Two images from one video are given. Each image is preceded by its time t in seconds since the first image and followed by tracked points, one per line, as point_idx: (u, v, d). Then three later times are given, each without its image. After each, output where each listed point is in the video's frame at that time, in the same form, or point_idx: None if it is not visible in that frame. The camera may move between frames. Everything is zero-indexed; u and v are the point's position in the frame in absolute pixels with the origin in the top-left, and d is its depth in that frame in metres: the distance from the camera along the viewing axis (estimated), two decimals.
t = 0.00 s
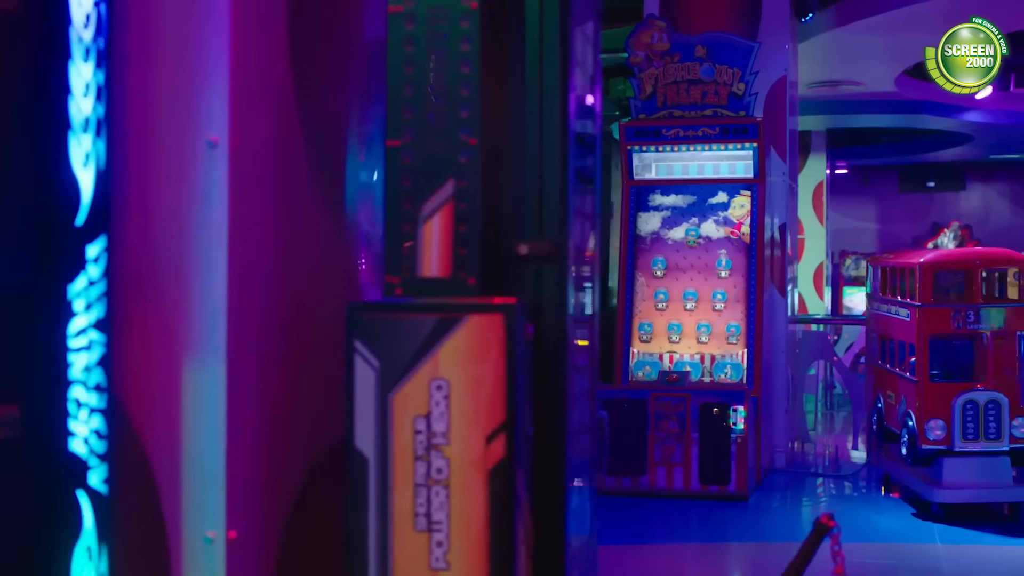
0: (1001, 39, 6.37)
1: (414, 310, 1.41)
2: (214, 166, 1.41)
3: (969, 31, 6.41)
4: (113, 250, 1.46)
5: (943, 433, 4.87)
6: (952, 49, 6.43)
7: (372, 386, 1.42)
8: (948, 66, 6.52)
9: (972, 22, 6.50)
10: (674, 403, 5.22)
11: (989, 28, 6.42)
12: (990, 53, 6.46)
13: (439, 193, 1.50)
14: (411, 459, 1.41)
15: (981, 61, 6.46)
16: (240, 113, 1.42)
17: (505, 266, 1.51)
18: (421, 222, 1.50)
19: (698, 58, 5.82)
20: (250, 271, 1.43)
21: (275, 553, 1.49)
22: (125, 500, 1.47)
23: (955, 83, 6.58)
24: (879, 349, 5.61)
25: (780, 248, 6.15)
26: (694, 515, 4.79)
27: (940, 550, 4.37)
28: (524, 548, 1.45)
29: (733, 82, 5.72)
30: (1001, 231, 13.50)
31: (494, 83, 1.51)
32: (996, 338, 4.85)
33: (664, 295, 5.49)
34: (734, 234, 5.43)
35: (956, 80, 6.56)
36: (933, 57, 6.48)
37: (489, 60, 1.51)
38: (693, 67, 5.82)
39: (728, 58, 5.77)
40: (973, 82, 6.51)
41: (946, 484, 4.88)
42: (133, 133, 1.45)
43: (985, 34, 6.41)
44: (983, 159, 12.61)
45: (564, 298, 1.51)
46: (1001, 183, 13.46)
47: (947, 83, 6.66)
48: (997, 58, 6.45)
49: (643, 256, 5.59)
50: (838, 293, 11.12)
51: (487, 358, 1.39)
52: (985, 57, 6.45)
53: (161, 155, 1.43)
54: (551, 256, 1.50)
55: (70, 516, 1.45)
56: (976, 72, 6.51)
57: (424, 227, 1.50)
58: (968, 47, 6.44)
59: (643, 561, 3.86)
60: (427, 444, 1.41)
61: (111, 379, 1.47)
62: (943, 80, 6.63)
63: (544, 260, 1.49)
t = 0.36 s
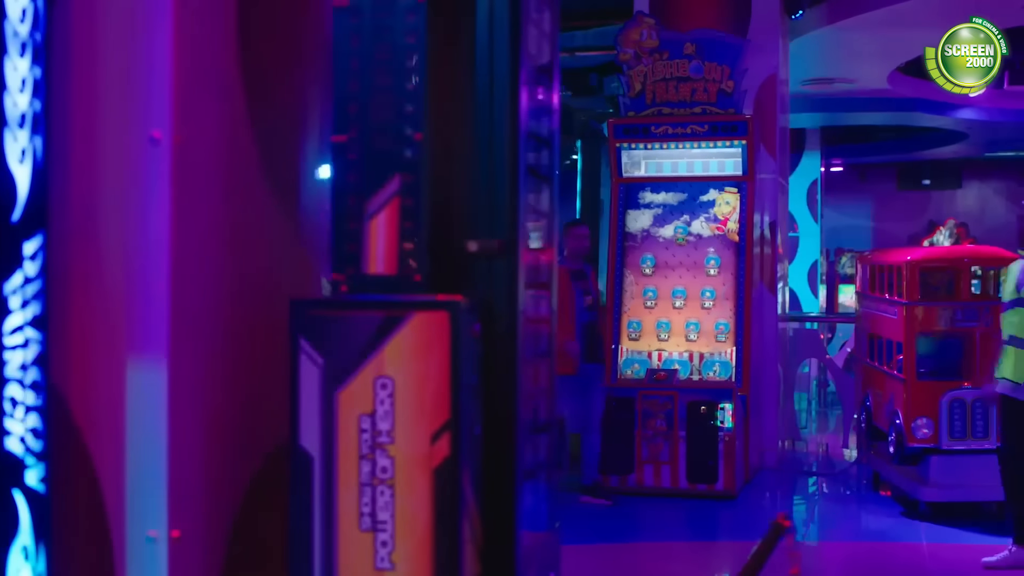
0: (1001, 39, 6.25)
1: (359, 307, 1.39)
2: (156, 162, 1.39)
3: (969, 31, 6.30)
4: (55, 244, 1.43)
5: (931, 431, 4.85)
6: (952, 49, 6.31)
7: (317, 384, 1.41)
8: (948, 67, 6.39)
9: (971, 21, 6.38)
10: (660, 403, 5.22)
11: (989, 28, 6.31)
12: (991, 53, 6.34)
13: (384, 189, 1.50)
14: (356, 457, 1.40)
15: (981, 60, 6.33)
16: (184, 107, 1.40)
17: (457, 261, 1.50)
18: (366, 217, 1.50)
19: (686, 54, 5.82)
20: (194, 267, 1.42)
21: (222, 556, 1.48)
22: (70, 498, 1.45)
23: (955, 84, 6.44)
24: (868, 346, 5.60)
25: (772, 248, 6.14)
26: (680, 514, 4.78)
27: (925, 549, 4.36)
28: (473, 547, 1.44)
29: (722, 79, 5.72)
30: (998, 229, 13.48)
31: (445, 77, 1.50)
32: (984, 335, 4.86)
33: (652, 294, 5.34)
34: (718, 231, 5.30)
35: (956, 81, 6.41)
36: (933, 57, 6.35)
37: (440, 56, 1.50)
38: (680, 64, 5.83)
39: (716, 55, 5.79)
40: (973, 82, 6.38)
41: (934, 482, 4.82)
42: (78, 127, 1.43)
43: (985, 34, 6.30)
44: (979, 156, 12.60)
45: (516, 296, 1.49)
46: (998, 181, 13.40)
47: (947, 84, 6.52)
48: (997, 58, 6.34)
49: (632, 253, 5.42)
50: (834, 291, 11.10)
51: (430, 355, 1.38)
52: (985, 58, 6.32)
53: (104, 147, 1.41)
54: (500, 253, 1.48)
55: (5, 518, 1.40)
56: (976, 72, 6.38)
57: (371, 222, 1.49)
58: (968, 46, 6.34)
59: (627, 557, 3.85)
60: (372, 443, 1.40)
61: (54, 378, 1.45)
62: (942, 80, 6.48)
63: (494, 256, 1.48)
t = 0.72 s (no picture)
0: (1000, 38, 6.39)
1: (301, 305, 1.38)
2: (97, 160, 1.38)
3: (969, 31, 6.45)
4: None
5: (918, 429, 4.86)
6: (951, 48, 6.46)
7: (260, 382, 1.40)
8: (948, 66, 6.53)
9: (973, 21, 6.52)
10: (648, 401, 5.22)
11: (988, 28, 6.45)
12: (990, 53, 6.47)
13: (329, 184, 1.48)
14: (298, 456, 1.39)
15: (981, 60, 6.45)
16: (125, 102, 1.39)
17: (405, 256, 1.50)
18: (309, 213, 1.49)
19: (674, 51, 5.81)
20: (136, 263, 1.41)
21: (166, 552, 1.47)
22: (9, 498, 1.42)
23: (955, 83, 6.57)
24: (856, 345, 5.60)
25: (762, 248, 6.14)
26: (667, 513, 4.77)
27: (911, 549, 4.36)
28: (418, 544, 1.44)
29: (711, 77, 5.72)
30: (992, 227, 13.50)
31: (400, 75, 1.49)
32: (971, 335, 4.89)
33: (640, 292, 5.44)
34: (706, 228, 5.38)
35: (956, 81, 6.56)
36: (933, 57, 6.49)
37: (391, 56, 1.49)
38: (668, 61, 5.82)
39: (705, 53, 5.79)
40: (973, 82, 6.51)
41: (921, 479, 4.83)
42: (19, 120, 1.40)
43: (985, 34, 6.44)
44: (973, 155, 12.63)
45: (463, 294, 1.50)
46: (992, 179, 13.44)
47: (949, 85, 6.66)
48: (997, 59, 6.46)
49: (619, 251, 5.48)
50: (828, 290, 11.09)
51: (372, 355, 1.36)
52: (985, 57, 6.45)
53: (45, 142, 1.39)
54: (449, 250, 1.48)
55: None
56: (977, 72, 6.51)
57: (314, 219, 1.48)
58: (969, 47, 6.47)
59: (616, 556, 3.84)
60: (314, 442, 1.38)
61: None
62: (943, 80, 6.62)
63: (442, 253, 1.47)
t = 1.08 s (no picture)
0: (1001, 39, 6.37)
1: (237, 304, 1.56)
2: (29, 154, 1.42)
3: (969, 31, 6.41)
4: None
5: (897, 427, 4.84)
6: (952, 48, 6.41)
7: (195, 379, 1.56)
8: (948, 66, 6.48)
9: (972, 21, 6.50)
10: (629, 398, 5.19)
11: (989, 27, 6.44)
12: (991, 53, 6.45)
13: (265, 181, 1.67)
14: (233, 453, 1.57)
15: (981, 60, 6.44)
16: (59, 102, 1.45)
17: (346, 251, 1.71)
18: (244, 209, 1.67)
19: (657, 48, 5.79)
20: (79, 255, 1.49)
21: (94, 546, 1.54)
22: None
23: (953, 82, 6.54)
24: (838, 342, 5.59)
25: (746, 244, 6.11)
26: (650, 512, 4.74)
27: (888, 551, 4.36)
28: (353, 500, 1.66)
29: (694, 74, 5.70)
30: (981, 224, 13.49)
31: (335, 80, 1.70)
32: (951, 332, 4.83)
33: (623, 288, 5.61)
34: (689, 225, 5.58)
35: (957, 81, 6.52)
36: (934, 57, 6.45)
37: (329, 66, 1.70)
38: (651, 57, 5.79)
39: (688, 50, 5.78)
40: (972, 82, 6.48)
41: (901, 478, 4.80)
42: None
43: (986, 33, 6.41)
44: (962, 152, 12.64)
45: (402, 286, 1.71)
46: (981, 176, 13.46)
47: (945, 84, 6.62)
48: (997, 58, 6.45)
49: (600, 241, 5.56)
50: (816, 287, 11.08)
51: (307, 352, 1.55)
52: (985, 57, 6.43)
53: None
54: (391, 247, 1.69)
55: None
56: (976, 72, 6.48)
57: (251, 213, 1.66)
58: (968, 47, 6.44)
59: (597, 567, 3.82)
60: (248, 440, 1.56)
61: None
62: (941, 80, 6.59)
63: (385, 250, 1.69)
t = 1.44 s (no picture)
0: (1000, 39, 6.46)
1: (166, 304, 1.85)
2: None
3: (968, 31, 6.50)
4: None
5: (871, 424, 4.84)
6: (951, 49, 6.50)
7: (121, 375, 1.87)
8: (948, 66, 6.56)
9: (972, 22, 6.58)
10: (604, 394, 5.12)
11: (988, 28, 6.53)
12: (990, 53, 6.54)
13: (191, 178, 2.01)
14: (157, 447, 1.86)
15: (981, 60, 6.53)
16: None
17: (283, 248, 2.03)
18: (172, 209, 2.00)
19: (633, 43, 5.77)
20: None
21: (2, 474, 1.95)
22: None
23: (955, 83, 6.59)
24: (814, 339, 5.57)
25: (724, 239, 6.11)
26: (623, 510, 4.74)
27: (857, 551, 4.38)
28: (287, 463, 1.93)
29: (671, 68, 5.66)
30: (964, 221, 13.55)
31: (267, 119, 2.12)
32: (924, 329, 4.83)
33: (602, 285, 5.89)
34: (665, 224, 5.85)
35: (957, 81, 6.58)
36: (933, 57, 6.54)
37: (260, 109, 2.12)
38: (627, 53, 5.77)
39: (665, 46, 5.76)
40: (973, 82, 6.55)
41: (875, 475, 4.81)
42: None
43: (985, 34, 6.52)
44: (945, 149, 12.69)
45: (332, 286, 2.00)
46: (964, 173, 13.53)
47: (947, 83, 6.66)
48: (997, 58, 6.53)
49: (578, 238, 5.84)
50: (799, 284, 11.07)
51: (232, 347, 1.83)
52: (985, 57, 6.54)
53: None
54: (317, 243, 1.99)
55: None
56: (977, 72, 6.56)
57: (176, 210, 2.00)
58: (968, 46, 6.53)
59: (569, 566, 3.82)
60: (174, 437, 1.85)
61: None
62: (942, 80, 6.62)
63: (311, 245, 1.99)
